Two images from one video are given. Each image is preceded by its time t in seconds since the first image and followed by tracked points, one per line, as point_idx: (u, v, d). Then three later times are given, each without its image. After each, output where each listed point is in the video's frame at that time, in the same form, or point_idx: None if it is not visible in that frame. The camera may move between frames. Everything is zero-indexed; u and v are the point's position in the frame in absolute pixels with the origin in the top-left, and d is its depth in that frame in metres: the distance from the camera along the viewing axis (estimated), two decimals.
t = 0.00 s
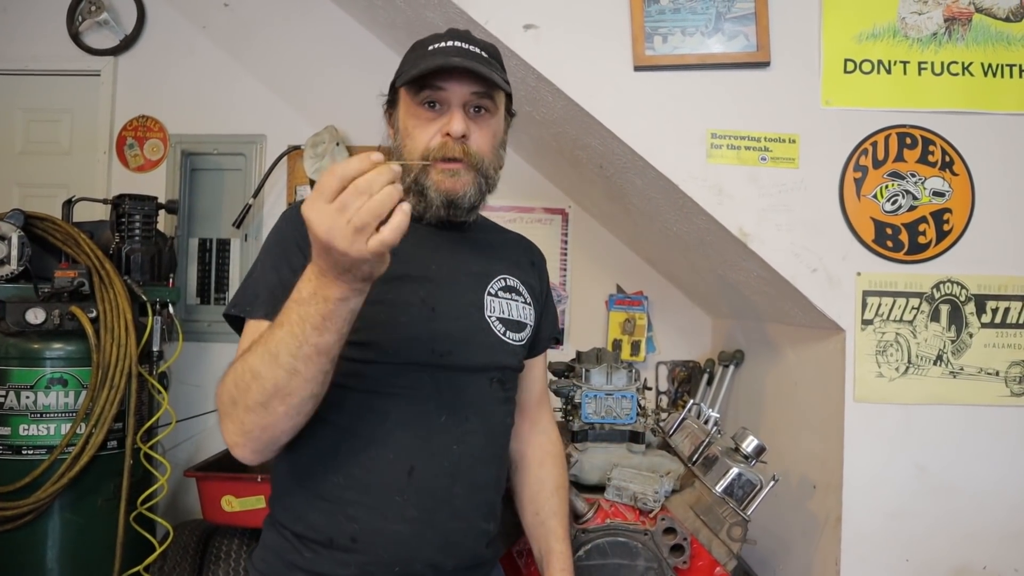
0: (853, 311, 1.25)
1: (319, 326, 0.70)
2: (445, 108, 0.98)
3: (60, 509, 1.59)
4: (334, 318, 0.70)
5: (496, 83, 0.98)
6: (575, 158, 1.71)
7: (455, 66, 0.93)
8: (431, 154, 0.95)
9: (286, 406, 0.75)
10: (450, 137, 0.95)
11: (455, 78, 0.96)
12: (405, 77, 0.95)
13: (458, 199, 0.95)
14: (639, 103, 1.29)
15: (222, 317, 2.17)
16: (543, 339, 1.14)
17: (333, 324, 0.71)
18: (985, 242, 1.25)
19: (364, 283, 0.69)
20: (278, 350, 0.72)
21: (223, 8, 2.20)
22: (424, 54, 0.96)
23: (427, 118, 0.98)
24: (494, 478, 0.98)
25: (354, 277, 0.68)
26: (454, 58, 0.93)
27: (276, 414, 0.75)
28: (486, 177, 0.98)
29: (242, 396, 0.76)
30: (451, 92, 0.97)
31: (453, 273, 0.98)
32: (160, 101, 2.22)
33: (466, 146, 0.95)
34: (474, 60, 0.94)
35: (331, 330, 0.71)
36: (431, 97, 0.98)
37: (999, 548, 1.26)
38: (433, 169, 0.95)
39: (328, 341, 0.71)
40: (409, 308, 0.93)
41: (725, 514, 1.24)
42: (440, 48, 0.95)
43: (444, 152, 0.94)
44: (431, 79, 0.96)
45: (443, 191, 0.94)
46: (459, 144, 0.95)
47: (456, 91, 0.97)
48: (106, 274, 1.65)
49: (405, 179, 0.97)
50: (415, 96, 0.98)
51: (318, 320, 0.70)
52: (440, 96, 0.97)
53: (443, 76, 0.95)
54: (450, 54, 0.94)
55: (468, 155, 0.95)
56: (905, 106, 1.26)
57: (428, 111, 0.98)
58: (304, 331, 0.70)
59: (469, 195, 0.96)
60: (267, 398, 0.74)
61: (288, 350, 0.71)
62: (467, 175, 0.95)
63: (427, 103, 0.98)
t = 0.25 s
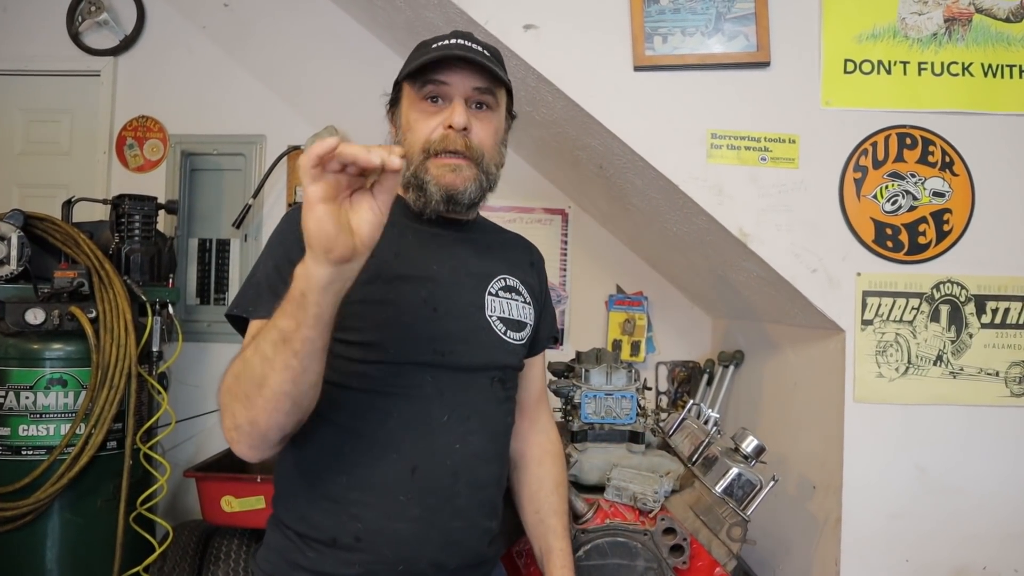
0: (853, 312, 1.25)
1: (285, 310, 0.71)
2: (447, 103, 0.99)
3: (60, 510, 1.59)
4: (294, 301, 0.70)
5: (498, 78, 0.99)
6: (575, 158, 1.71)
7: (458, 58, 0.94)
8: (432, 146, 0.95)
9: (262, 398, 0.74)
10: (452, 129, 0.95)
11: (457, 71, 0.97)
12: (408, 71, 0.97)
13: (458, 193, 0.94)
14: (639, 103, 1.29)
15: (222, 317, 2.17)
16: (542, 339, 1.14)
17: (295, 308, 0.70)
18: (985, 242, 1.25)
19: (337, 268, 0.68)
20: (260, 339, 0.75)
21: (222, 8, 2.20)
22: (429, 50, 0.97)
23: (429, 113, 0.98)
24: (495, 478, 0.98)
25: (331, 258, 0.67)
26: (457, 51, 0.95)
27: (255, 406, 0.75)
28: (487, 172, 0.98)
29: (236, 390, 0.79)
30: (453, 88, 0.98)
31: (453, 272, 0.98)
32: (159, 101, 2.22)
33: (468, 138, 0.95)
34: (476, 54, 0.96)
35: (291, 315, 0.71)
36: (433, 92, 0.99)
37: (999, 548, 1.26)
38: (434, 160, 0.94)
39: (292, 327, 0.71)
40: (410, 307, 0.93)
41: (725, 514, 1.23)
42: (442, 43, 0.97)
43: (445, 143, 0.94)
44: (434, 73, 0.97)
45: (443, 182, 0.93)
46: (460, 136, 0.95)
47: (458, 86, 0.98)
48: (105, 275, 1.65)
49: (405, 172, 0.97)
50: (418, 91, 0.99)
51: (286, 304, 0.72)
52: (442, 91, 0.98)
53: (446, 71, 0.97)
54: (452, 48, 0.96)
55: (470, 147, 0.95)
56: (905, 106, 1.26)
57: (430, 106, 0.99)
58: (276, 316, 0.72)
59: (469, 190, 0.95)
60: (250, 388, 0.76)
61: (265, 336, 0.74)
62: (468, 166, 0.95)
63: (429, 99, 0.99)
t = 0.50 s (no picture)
0: (852, 312, 1.25)
1: (312, 308, 0.71)
2: (449, 102, 0.98)
3: (59, 510, 1.59)
4: (327, 300, 0.70)
5: (500, 76, 0.99)
6: (574, 158, 1.71)
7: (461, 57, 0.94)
8: (435, 146, 0.95)
9: (284, 395, 0.74)
10: (455, 127, 0.95)
11: (460, 70, 0.97)
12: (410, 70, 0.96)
13: (461, 192, 0.95)
14: (638, 103, 1.29)
15: (222, 317, 2.17)
16: (541, 336, 1.14)
17: (327, 306, 0.71)
18: (984, 242, 1.25)
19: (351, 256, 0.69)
20: (274, 337, 0.72)
21: (221, 9, 2.20)
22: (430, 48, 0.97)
23: (431, 112, 0.98)
24: (496, 477, 0.98)
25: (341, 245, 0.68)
26: (460, 50, 0.94)
27: (275, 404, 0.75)
28: (489, 169, 0.99)
29: (242, 388, 0.76)
30: (455, 87, 0.98)
31: (454, 270, 0.98)
32: (159, 102, 2.21)
33: (471, 136, 0.96)
34: (479, 53, 0.96)
35: (325, 313, 0.71)
36: (435, 91, 0.98)
37: (998, 549, 1.26)
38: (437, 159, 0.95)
39: (306, 318, 0.71)
40: (410, 305, 0.92)
41: (724, 514, 1.24)
42: (445, 42, 0.97)
43: (448, 143, 0.94)
44: (436, 72, 0.97)
45: (447, 182, 0.94)
46: (463, 135, 0.95)
47: (460, 85, 0.98)
48: (104, 275, 1.65)
49: (408, 171, 0.97)
50: (419, 89, 0.98)
51: (310, 302, 0.71)
52: (445, 90, 0.98)
53: (448, 69, 0.96)
54: (455, 47, 0.95)
55: (472, 147, 0.96)
56: (904, 106, 1.26)
57: (432, 105, 0.99)
58: (298, 314, 0.71)
59: (472, 188, 0.95)
60: (264, 387, 0.74)
61: (284, 335, 0.72)
62: (470, 166, 0.95)
63: (431, 97, 0.99)
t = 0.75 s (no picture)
0: (852, 313, 1.25)
1: (318, 306, 0.70)
2: (449, 106, 0.97)
3: (58, 508, 1.58)
4: (332, 297, 0.70)
5: (500, 82, 0.98)
6: (574, 158, 1.70)
7: (460, 63, 0.93)
8: (433, 151, 0.94)
9: (289, 392, 0.74)
10: (453, 133, 0.94)
11: (460, 75, 0.96)
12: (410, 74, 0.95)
13: (459, 198, 0.95)
14: (639, 103, 1.29)
15: (221, 316, 2.16)
16: (541, 335, 1.14)
17: (332, 303, 0.71)
18: (985, 243, 1.25)
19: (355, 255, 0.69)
20: (276, 336, 0.72)
21: (222, 7, 2.20)
22: (430, 54, 0.96)
23: (430, 116, 0.97)
24: (495, 476, 0.98)
25: (350, 248, 0.68)
26: (461, 56, 0.93)
27: (279, 401, 0.75)
28: (486, 175, 0.98)
29: (244, 386, 0.76)
30: (455, 91, 0.97)
31: (454, 269, 0.98)
32: (159, 100, 2.21)
33: (469, 143, 0.94)
34: (480, 58, 0.95)
35: (331, 311, 0.71)
36: (435, 94, 0.97)
37: (997, 550, 1.26)
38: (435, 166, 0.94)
39: (311, 315, 0.71)
40: (410, 304, 0.92)
41: (723, 514, 1.23)
42: (446, 46, 0.95)
43: (447, 149, 0.94)
44: (436, 76, 0.96)
45: (444, 189, 0.94)
46: (462, 141, 0.94)
47: (460, 90, 0.97)
48: (104, 273, 1.65)
49: (406, 176, 0.96)
50: (419, 92, 0.97)
51: (316, 300, 0.70)
52: (444, 94, 0.97)
53: (448, 75, 0.95)
54: (456, 52, 0.94)
55: (471, 154, 0.95)
56: (905, 108, 1.26)
57: (431, 109, 0.98)
58: (303, 312, 0.70)
59: (469, 194, 0.95)
60: (268, 384, 0.74)
61: (288, 334, 0.71)
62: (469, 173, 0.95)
63: (430, 100, 0.98)
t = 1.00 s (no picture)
0: (853, 311, 1.25)
1: (319, 318, 0.69)
2: (445, 105, 0.97)
3: (58, 509, 1.58)
4: (334, 311, 0.69)
5: (496, 81, 0.98)
6: (575, 157, 1.70)
7: (457, 62, 0.93)
8: (430, 151, 0.94)
9: (288, 401, 0.74)
10: (450, 133, 0.94)
11: (456, 75, 0.96)
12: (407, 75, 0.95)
13: (456, 197, 0.95)
14: (639, 102, 1.28)
15: (221, 317, 2.16)
16: (541, 335, 1.14)
17: (334, 316, 0.70)
18: (985, 241, 1.24)
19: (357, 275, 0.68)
20: (277, 346, 0.71)
21: (221, 7, 2.19)
22: (427, 54, 0.96)
23: (427, 116, 0.97)
24: (495, 477, 0.98)
25: (351, 268, 0.67)
26: (456, 55, 0.93)
27: (278, 409, 0.74)
28: (484, 174, 0.98)
29: (244, 392, 0.76)
30: (452, 90, 0.97)
31: (454, 269, 0.97)
32: (158, 101, 2.21)
33: (465, 143, 0.95)
34: (475, 57, 0.94)
35: (333, 323, 0.70)
36: (432, 94, 0.97)
37: (998, 549, 1.26)
38: (431, 165, 0.94)
39: (314, 327, 0.70)
40: (410, 304, 0.92)
41: (724, 514, 1.23)
42: (442, 46, 0.95)
43: (443, 148, 0.94)
44: (432, 76, 0.96)
45: (442, 188, 0.94)
46: (458, 141, 0.94)
47: (457, 89, 0.96)
48: (104, 274, 1.65)
49: (403, 175, 0.96)
50: (416, 93, 0.97)
51: (318, 312, 0.69)
52: (441, 93, 0.97)
53: (444, 75, 0.95)
54: (451, 52, 0.94)
55: (467, 153, 0.95)
56: (905, 106, 1.26)
57: (428, 108, 0.98)
58: (304, 324, 0.70)
59: (466, 193, 0.95)
60: (267, 393, 0.74)
61: (288, 344, 0.71)
62: (465, 172, 0.94)
63: (427, 100, 0.98)
